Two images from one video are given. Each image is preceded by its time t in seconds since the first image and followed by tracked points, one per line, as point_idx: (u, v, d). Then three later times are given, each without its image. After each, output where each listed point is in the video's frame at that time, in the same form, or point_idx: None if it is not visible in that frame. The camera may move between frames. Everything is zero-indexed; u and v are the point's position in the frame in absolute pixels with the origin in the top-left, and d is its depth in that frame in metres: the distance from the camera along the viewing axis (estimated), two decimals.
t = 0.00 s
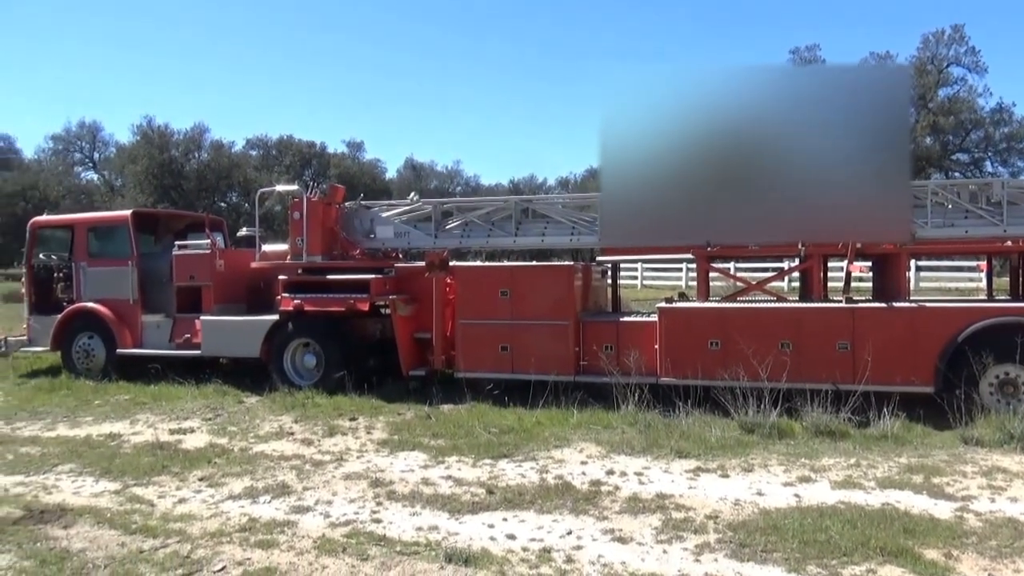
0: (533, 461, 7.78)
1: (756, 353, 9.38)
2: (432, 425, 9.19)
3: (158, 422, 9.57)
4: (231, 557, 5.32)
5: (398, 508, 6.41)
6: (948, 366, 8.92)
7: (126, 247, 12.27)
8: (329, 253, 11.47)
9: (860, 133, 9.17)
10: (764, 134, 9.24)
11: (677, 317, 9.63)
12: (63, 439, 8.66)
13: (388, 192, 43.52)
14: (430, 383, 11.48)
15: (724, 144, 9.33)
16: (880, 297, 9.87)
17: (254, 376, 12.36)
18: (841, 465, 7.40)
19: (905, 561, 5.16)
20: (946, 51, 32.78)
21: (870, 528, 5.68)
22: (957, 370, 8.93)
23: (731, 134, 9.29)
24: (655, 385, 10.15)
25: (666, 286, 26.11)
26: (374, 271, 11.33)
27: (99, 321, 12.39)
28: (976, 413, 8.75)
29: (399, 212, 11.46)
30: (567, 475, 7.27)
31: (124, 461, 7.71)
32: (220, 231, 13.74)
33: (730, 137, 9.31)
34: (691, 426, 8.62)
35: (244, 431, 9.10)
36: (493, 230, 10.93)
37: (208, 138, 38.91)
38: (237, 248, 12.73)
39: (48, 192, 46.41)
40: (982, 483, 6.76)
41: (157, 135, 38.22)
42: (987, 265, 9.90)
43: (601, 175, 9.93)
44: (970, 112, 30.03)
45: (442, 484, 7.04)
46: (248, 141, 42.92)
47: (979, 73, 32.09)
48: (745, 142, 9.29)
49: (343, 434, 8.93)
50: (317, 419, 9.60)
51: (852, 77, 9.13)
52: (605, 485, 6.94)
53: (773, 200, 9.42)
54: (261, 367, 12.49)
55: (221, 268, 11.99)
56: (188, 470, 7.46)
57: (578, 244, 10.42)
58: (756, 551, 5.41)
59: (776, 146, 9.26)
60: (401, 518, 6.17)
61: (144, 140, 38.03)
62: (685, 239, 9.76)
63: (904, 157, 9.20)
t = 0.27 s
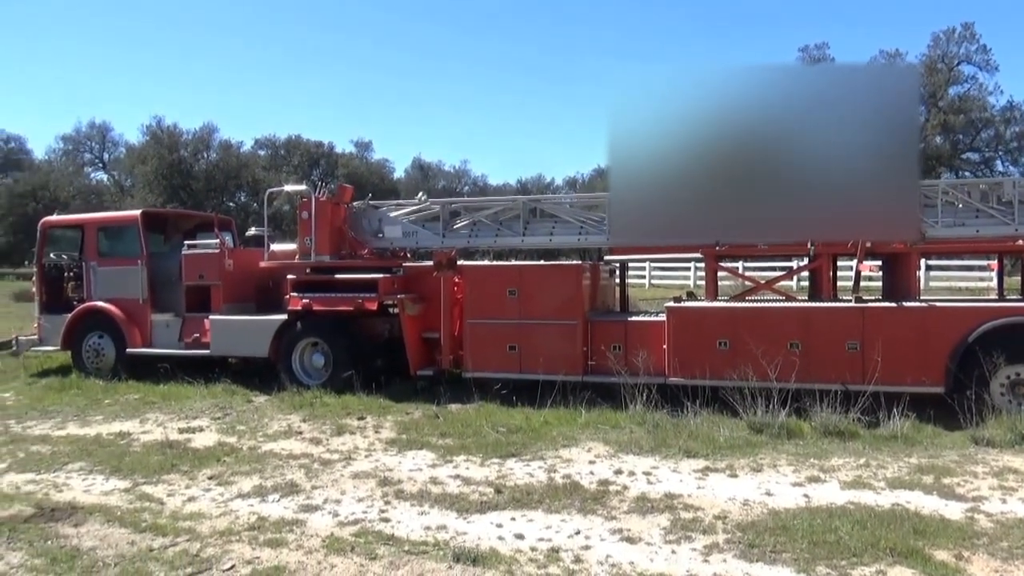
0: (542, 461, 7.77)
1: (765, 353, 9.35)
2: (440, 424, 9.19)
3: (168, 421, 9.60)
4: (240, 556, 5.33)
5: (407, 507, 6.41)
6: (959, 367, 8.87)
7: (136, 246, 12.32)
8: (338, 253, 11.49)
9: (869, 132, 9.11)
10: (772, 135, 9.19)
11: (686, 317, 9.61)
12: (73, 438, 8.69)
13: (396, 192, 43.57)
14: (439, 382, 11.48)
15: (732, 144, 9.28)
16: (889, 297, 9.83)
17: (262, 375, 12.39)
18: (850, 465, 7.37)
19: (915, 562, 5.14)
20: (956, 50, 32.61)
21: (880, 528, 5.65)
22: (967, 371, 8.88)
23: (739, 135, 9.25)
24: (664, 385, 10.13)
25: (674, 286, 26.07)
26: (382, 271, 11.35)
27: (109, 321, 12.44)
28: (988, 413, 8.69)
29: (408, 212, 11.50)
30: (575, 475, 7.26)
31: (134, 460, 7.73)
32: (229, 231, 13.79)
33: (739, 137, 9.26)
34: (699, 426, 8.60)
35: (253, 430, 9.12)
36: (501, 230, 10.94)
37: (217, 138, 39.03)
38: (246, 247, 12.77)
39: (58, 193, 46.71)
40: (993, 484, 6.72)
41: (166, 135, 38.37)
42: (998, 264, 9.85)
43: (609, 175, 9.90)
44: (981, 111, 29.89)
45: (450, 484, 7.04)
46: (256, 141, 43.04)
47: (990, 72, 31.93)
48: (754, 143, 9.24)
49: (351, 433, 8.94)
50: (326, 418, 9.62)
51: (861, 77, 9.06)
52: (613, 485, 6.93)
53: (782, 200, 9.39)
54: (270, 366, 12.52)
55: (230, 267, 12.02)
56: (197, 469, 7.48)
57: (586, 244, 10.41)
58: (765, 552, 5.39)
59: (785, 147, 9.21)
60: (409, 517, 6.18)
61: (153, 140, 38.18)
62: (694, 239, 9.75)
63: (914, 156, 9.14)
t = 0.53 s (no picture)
0: (547, 460, 7.76)
1: (771, 353, 9.32)
2: (446, 423, 9.19)
3: (174, 420, 9.62)
4: (246, 554, 5.34)
5: (412, 506, 6.41)
6: (967, 368, 8.83)
7: (143, 245, 12.34)
8: (343, 252, 11.49)
9: (875, 132, 9.10)
10: (778, 134, 9.18)
11: (692, 317, 9.59)
12: (80, 436, 8.71)
13: (402, 191, 43.59)
14: (444, 382, 11.48)
15: (737, 144, 9.28)
16: (896, 297, 9.81)
17: (268, 374, 12.41)
18: (857, 466, 7.35)
19: (922, 564, 5.12)
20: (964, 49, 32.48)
21: (887, 530, 5.64)
22: (975, 372, 8.84)
23: (745, 135, 9.24)
24: (669, 385, 10.11)
25: (680, 287, 26.04)
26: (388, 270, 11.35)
27: (116, 319, 12.47)
28: (996, 415, 8.65)
29: (413, 211, 11.46)
30: (580, 475, 7.25)
31: (140, 458, 7.75)
32: (235, 230, 13.82)
33: (744, 137, 9.26)
34: (705, 427, 8.58)
35: (259, 428, 9.13)
36: (507, 229, 10.94)
37: (223, 138, 39.12)
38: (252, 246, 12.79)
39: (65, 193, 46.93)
40: (1000, 485, 6.69)
41: (173, 135, 38.47)
42: (1006, 265, 9.80)
43: (615, 176, 9.90)
44: (989, 111, 29.78)
45: (456, 483, 7.04)
46: (263, 140, 43.12)
47: (998, 71, 31.80)
48: (759, 143, 9.23)
49: (356, 432, 8.95)
50: (332, 417, 9.62)
51: (867, 76, 9.04)
52: (619, 485, 6.92)
53: (788, 200, 9.37)
54: (275, 365, 12.53)
55: (236, 266, 12.04)
56: (203, 467, 7.50)
57: (592, 243, 10.37)
58: (771, 552, 5.38)
59: (790, 146, 9.20)
60: (415, 516, 6.18)
61: (160, 139, 38.27)
62: (700, 239, 9.72)
63: (920, 155, 9.13)
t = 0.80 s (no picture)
0: (552, 460, 7.76)
1: (776, 353, 9.31)
2: (450, 423, 9.19)
3: (179, 419, 9.64)
4: (251, 553, 5.34)
5: (417, 505, 6.41)
6: (973, 369, 8.81)
7: (148, 245, 12.37)
8: (348, 252, 11.51)
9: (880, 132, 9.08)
10: (783, 135, 9.18)
11: (697, 317, 9.58)
12: (86, 435, 8.73)
13: (407, 191, 43.62)
14: (448, 382, 11.48)
15: (742, 144, 9.27)
16: (901, 298, 9.79)
17: (273, 374, 12.42)
18: (862, 467, 7.33)
19: (928, 565, 5.11)
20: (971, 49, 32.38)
21: (893, 531, 5.62)
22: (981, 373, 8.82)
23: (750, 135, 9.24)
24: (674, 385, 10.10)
25: (684, 287, 26.01)
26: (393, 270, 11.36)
27: (121, 318, 12.50)
28: (1002, 416, 8.63)
29: (418, 212, 11.49)
30: (585, 475, 7.25)
31: (146, 457, 7.76)
32: (240, 230, 13.84)
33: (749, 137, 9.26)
34: (710, 427, 8.57)
35: (264, 428, 9.13)
36: (512, 229, 10.94)
37: (228, 137, 39.19)
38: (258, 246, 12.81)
39: (72, 192, 47.09)
40: (1006, 487, 6.67)
41: (179, 135, 38.55)
42: (1012, 266, 9.77)
43: (620, 176, 9.92)
44: (995, 111, 29.69)
45: (461, 483, 7.04)
46: (268, 140, 43.19)
47: (1005, 71, 31.70)
48: (764, 143, 9.24)
49: (361, 432, 8.95)
50: (336, 417, 9.63)
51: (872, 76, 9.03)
52: (623, 485, 6.91)
53: (793, 199, 9.36)
54: (280, 365, 12.55)
55: (241, 266, 12.05)
56: (208, 466, 7.51)
57: (596, 244, 10.36)
58: (777, 553, 5.37)
59: (795, 146, 9.19)
60: (420, 515, 6.18)
61: (166, 139, 38.35)
62: (705, 239, 9.70)
63: (925, 156, 9.10)
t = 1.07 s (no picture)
0: (555, 461, 7.76)
1: (780, 354, 9.29)
2: (454, 423, 9.20)
3: (183, 419, 9.65)
4: (255, 553, 5.35)
5: (420, 506, 6.41)
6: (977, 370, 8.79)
7: (153, 245, 12.39)
8: (352, 252, 11.52)
9: (884, 133, 9.04)
10: (787, 135, 9.12)
11: (701, 318, 9.57)
12: (90, 435, 8.74)
13: (411, 191, 43.65)
14: (452, 382, 11.49)
15: (746, 145, 9.21)
16: (906, 299, 9.77)
17: (277, 374, 12.44)
18: (866, 469, 7.32)
19: (932, 567, 5.09)
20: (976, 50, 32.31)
21: (897, 532, 5.61)
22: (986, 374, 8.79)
23: (754, 135, 9.18)
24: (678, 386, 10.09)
25: (688, 287, 26.01)
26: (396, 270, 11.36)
27: (126, 318, 12.52)
28: (1007, 417, 8.61)
29: (422, 211, 11.50)
30: (588, 476, 7.25)
31: (150, 456, 7.77)
32: (244, 230, 13.87)
33: (753, 138, 9.19)
34: (713, 428, 8.56)
35: (268, 428, 9.14)
36: (516, 229, 10.94)
37: (232, 138, 39.25)
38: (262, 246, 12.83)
39: (76, 193, 47.22)
40: (1011, 489, 6.66)
41: (183, 135, 38.63)
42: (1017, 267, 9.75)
43: (624, 176, 9.88)
44: (1000, 111, 29.63)
45: (464, 483, 7.04)
46: (272, 141, 43.24)
47: (1010, 71, 31.63)
48: (768, 144, 9.18)
49: (365, 432, 8.96)
50: (340, 417, 9.64)
51: (877, 77, 8.99)
52: (627, 486, 6.91)
53: (797, 200, 9.34)
54: (284, 365, 12.56)
55: (245, 266, 12.07)
56: (212, 466, 7.51)
57: (600, 244, 10.36)
58: (781, 554, 5.36)
59: (799, 147, 9.14)
60: (423, 516, 6.18)
61: (170, 139, 38.42)
62: (708, 239, 9.72)
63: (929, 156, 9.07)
